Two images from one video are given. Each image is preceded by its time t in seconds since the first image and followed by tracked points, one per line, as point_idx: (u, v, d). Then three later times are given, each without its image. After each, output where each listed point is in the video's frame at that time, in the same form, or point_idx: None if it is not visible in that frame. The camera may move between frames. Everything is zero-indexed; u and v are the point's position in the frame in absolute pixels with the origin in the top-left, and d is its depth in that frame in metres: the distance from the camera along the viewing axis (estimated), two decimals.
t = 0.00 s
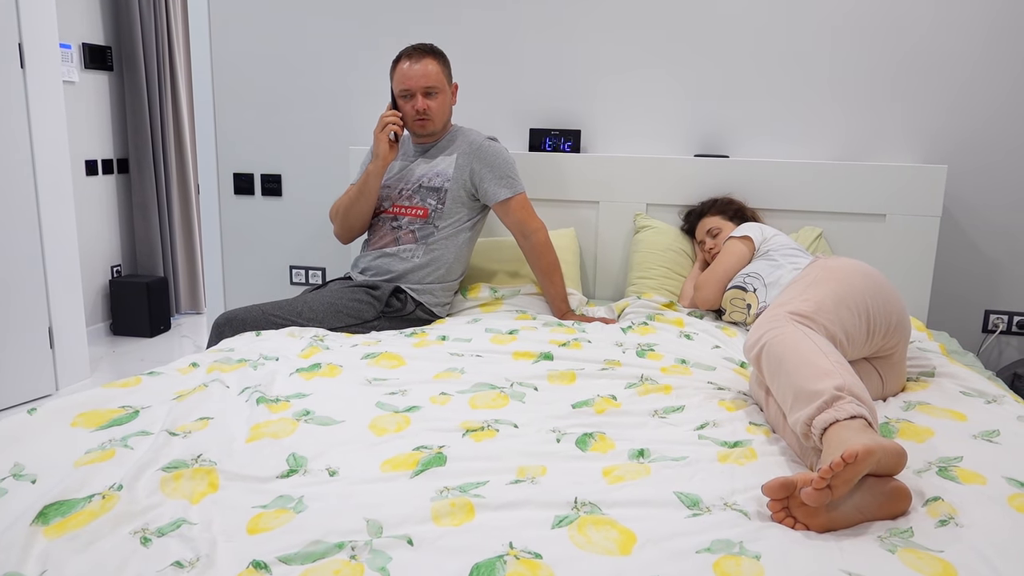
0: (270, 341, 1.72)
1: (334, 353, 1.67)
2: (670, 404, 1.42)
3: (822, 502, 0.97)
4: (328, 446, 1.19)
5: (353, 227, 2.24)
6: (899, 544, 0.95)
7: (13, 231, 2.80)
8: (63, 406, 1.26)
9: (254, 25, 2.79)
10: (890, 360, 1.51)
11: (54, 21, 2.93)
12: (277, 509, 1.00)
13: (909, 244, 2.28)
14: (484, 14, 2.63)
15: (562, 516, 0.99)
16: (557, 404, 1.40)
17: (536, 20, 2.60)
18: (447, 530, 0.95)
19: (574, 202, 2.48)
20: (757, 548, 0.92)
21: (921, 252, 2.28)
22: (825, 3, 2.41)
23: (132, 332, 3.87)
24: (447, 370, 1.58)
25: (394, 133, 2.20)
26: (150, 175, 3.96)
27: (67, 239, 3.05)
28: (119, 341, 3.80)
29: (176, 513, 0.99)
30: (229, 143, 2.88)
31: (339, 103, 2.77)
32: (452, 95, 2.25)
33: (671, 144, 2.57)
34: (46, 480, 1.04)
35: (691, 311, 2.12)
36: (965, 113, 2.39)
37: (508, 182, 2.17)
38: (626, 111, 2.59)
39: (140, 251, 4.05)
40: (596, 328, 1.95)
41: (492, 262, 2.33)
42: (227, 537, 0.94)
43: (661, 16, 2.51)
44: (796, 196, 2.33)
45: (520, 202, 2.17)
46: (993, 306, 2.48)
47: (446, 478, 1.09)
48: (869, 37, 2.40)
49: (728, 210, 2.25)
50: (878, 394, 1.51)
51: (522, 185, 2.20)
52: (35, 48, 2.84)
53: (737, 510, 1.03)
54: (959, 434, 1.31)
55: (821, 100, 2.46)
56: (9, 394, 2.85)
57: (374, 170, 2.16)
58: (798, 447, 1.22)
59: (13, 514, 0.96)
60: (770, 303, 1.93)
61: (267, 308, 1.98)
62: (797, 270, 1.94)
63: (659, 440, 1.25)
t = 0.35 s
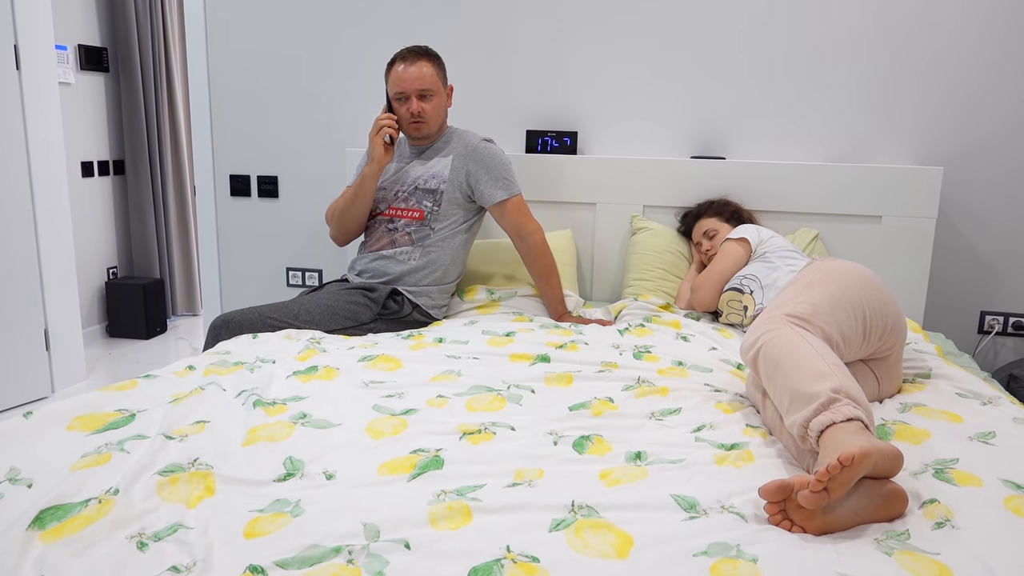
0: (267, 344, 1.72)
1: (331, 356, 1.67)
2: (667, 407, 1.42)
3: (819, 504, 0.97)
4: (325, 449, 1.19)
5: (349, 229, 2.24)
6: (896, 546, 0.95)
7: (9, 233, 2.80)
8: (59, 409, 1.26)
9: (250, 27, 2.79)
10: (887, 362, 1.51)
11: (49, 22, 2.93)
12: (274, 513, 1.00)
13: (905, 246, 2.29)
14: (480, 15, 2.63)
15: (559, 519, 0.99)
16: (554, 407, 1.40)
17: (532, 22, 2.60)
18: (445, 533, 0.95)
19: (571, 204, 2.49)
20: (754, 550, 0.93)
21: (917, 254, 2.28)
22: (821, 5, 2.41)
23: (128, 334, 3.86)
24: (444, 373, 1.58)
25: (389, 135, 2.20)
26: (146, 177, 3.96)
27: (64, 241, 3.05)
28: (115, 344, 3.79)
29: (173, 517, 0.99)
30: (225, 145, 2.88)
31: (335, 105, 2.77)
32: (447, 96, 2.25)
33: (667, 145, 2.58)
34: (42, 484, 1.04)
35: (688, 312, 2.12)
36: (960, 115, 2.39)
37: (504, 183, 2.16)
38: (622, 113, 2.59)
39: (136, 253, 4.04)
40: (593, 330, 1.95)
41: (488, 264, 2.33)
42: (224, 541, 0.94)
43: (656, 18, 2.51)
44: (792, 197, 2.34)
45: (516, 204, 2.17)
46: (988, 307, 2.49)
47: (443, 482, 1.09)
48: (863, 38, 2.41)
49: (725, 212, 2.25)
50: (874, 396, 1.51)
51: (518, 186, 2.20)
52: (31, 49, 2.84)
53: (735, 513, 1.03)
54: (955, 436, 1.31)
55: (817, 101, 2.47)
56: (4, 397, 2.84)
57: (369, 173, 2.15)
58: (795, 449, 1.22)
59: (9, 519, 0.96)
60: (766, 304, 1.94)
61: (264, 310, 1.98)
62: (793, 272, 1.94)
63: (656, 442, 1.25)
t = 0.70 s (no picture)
0: (263, 345, 1.71)
1: (326, 357, 1.66)
2: (663, 408, 1.42)
3: (815, 505, 0.97)
4: (320, 450, 1.19)
5: (345, 230, 2.24)
6: (891, 547, 0.95)
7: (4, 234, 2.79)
8: (53, 411, 1.25)
9: (246, 28, 2.78)
10: (882, 363, 1.51)
11: (45, 23, 2.92)
12: (269, 514, 1.00)
13: (900, 247, 2.29)
14: (477, 17, 2.63)
15: (555, 520, 0.99)
16: (550, 408, 1.40)
17: (528, 23, 2.60)
18: (440, 535, 0.95)
19: (567, 206, 2.48)
20: (750, 552, 0.93)
21: (913, 255, 2.29)
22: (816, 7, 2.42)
23: (123, 336, 3.85)
24: (440, 374, 1.57)
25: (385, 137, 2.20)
26: (142, 178, 3.95)
27: (59, 243, 3.03)
28: (110, 345, 3.77)
29: (167, 519, 0.98)
30: (220, 147, 2.87)
31: (331, 106, 2.77)
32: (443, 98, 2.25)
33: (662, 147, 2.58)
34: (35, 486, 1.04)
35: (684, 314, 2.12)
36: (955, 117, 2.40)
37: (500, 185, 2.16)
38: (618, 115, 2.59)
39: (132, 254, 4.03)
40: (589, 332, 1.94)
41: (484, 265, 2.33)
42: (218, 543, 0.93)
43: (652, 20, 2.52)
44: (788, 199, 2.34)
45: (513, 205, 2.16)
46: (984, 309, 2.49)
47: (438, 483, 1.08)
48: (858, 40, 2.41)
49: (721, 214, 2.25)
50: (869, 397, 1.51)
51: (513, 187, 2.20)
52: (26, 50, 2.83)
53: (730, 514, 1.03)
54: (951, 437, 1.31)
55: (812, 103, 2.47)
56: None
57: (364, 174, 2.15)
58: (791, 450, 1.22)
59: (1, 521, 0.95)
60: (763, 306, 1.93)
61: (259, 311, 1.98)
62: (789, 274, 1.94)
63: (652, 444, 1.25)
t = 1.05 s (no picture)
0: (260, 345, 1.71)
1: (323, 357, 1.66)
2: (660, 407, 1.42)
3: (811, 504, 0.97)
4: (317, 450, 1.19)
5: (341, 229, 2.23)
6: (888, 545, 0.95)
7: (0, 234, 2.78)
8: (49, 411, 1.25)
9: (242, 27, 2.78)
10: (879, 361, 1.52)
11: (40, 23, 2.91)
12: (266, 514, 0.99)
13: (896, 246, 2.30)
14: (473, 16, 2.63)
15: (552, 520, 0.99)
16: (548, 408, 1.40)
17: (525, 23, 2.60)
18: (437, 534, 0.95)
19: (564, 205, 2.49)
20: (747, 550, 0.93)
21: (909, 254, 2.29)
22: (813, 6, 2.42)
23: (119, 335, 3.84)
24: (437, 373, 1.57)
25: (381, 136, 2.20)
26: (138, 177, 3.94)
27: (54, 243, 3.03)
28: (106, 345, 3.76)
29: (163, 519, 0.98)
30: (217, 146, 2.86)
31: (327, 105, 2.76)
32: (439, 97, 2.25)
33: (659, 146, 2.58)
34: (31, 486, 1.03)
35: (681, 313, 2.12)
36: (951, 116, 2.40)
37: (496, 184, 2.16)
38: (615, 114, 2.59)
39: (128, 254, 4.02)
40: (586, 331, 1.94)
41: (481, 265, 2.33)
42: (214, 543, 0.93)
43: (649, 20, 2.52)
44: (785, 198, 2.34)
45: (510, 204, 2.16)
46: (980, 307, 2.50)
47: (435, 483, 1.08)
48: (854, 39, 2.42)
49: (717, 213, 2.25)
50: (866, 395, 1.52)
51: (510, 186, 2.20)
52: (21, 49, 2.82)
53: (727, 512, 1.03)
54: (947, 435, 1.31)
55: (809, 102, 2.47)
56: None
57: (360, 173, 2.15)
58: (788, 449, 1.22)
59: None
60: (759, 305, 1.94)
61: (256, 311, 1.97)
62: (786, 273, 1.95)
63: (649, 443, 1.25)
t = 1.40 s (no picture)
0: (258, 344, 1.71)
1: (322, 356, 1.66)
2: (658, 406, 1.42)
3: (810, 503, 0.97)
4: (316, 449, 1.18)
5: (338, 228, 2.23)
6: (886, 544, 0.95)
7: None
8: (48, 410, 1.25)
9: (240, 26, 2.78)
10: (877, 360, 1.52)
11: (38, 22, 2.91)
12: (265, 513, 0.99)
13: (895, 245, 2.30)
14: (472, 15, 2.63)
15: (551, 519, 0.99)
16: (546, 407, 1.40)
17: (523, 21, 2.60)
18: (436, 534, 0.95)
19: (563, 204, 2.48)
20: (745, 549, 0.93)
21: (908, 253, 2.29)
22: (811, 5, 2.42)
23: (118, 335, 3.84)
24: (436, 372, 1.57)
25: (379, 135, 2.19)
26: (136, 176, 3.93)
27: (53, 242, 3.02)
28: (104, 345, 3.76)
29: (162, 518, 0.98)
30: (215, 145, 2.86)
31: (326, 104, 2.76)
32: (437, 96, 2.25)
33: (658, 145, 2.58)
34: (29, 486, 1.03)
35: (679, 312, 2.13)
36: (950, 115, 2.40)
37: (494, 183, 2.16)
38: (613, 113, 2.59)
39: (126, 253, 4.01)
40: (585, 330, 1.94)
41: (480, 264, 2.33)
42: (213, 543, 0.93)
43: (648, 19, 2.52)
44: (784, 197, 2.34)
45: (508, 203, 2.16)
46: (978, 306, 2.50)
47: (434, 482, 1.08)
48: (854, 38, 2.42)
49: (716, 212, 2.25)
50: (865, 395, 1.52)
51: (507, 185, 2.20)
52: (19, 48, 2.81)
53: (726, 512, 1.03)
54: (945, 434, 1.32)
55: (807, 102, 2.47)
56: None
57: (358, 172, 2.15)
58: (786, 448, 1.22)
59: None
60: (758, 304, 1.94)
61: (254, 310, 1.97)
62: (784, 272, 1.95)
63: (648, 442, 1.25)
